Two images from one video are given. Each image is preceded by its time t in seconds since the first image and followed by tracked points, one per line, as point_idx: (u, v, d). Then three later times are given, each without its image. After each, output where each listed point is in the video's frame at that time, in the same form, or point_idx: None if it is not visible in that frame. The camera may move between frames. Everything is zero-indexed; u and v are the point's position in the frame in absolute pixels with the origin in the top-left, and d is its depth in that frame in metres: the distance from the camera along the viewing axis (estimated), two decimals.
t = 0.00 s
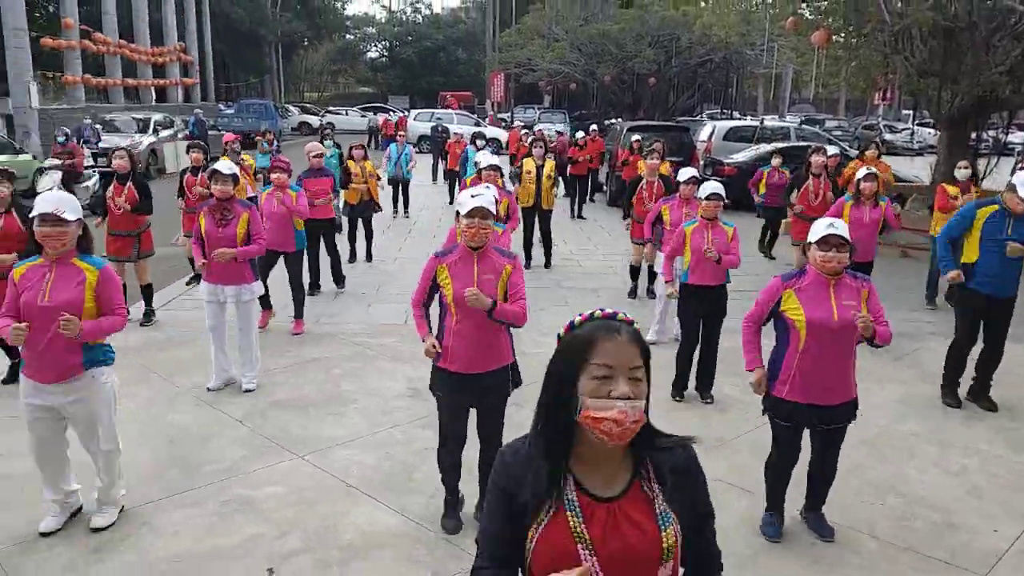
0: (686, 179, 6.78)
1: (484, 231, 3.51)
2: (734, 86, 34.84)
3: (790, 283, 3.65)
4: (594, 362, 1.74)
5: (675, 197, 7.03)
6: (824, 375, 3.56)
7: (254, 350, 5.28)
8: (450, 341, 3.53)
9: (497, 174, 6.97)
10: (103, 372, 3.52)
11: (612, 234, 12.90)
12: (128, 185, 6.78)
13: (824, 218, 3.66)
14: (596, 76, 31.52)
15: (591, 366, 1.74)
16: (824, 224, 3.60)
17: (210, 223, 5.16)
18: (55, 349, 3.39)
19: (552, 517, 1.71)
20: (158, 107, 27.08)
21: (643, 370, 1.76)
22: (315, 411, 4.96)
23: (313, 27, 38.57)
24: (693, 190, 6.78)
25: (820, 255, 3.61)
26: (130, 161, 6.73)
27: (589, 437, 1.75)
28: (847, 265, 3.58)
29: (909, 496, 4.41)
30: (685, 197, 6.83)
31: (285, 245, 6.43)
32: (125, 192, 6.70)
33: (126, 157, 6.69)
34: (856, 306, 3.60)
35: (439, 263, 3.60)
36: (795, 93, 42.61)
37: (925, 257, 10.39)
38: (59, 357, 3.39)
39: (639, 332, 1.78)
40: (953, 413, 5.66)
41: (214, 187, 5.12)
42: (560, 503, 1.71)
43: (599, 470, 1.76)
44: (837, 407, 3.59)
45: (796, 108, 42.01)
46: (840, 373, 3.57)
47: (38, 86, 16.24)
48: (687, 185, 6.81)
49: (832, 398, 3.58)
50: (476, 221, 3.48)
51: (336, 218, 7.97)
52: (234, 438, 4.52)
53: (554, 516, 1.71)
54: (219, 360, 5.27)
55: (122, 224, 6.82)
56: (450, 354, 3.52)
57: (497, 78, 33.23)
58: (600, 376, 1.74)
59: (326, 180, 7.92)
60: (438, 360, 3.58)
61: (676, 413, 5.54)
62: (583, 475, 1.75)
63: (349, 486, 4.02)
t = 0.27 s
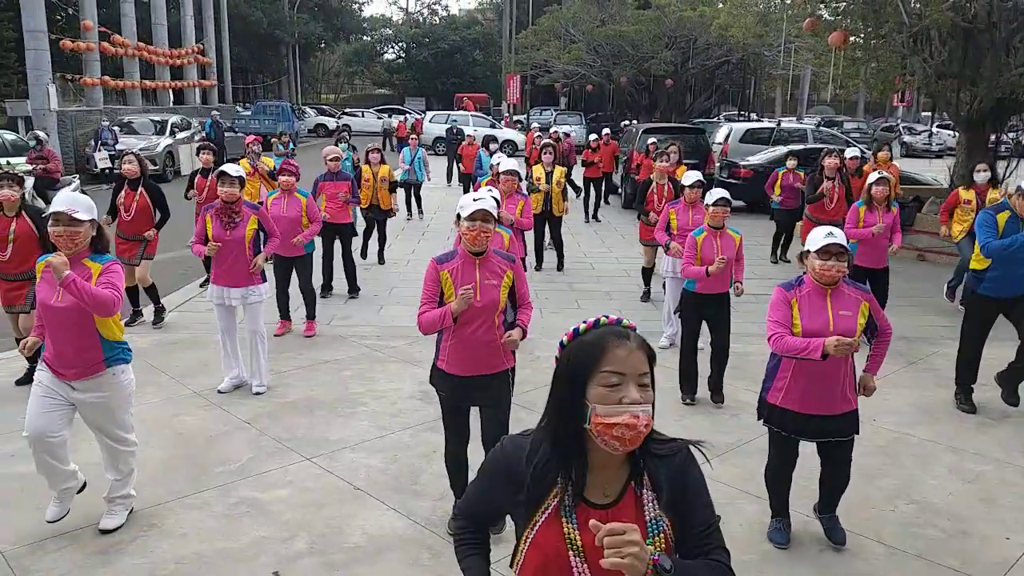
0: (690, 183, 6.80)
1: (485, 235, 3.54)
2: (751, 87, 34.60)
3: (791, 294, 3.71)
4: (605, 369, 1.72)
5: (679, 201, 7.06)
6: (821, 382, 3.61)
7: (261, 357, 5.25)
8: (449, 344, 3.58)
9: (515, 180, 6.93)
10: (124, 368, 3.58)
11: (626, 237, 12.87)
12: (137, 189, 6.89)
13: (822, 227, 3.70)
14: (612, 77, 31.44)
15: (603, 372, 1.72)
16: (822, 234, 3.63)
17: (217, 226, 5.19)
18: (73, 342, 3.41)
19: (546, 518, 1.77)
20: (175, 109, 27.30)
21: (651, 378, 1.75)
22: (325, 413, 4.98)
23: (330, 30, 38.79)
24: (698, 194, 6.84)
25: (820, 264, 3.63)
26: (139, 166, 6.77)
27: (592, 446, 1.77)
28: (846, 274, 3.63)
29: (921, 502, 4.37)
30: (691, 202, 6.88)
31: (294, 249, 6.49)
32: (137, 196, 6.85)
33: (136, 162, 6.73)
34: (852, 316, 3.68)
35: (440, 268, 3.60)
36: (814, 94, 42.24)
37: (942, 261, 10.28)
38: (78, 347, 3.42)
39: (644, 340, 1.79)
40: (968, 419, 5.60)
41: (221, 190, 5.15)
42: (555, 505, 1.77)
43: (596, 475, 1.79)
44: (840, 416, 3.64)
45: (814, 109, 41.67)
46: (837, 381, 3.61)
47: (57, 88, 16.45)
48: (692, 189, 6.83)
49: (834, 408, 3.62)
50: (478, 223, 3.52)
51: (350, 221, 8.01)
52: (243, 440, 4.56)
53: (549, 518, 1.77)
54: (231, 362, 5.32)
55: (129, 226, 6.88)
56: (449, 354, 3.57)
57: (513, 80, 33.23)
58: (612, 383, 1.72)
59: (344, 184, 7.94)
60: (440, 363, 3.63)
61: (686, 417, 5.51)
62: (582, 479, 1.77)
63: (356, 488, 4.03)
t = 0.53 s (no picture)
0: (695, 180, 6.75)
1: (484, 230, 3.60)
2: (764, 86, 34.42)
3: (793, 290, 3.63)
4: (560, 359, 1.76)
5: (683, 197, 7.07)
6: (824, 384, 3.57)
7: (268, 351, 5.29)
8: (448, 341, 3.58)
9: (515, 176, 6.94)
10: (111, 365, 3.60)
11: (635, 236, 12.84)
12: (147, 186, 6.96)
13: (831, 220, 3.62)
14: (624, 77, 31.37)
15: (556, 363, 1.76)
16: (832, 227, 3.56)
17: (222, 224, 5.27)
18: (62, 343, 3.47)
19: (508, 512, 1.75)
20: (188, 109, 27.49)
21: (605, 367, 1.79)
22: (327, 410, 5.01)
23: (342, 30, 38.93)
24: (703, 190, 6.80)
25: (828, 259, 3.54)
26: (147, 162, 6.85)
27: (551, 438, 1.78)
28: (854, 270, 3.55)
29: (924, 500, 4.33)
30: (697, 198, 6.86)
31: (299, 245, 6.51)
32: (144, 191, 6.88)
33: (143, 157, 6.81)
34: (859, 314, 3.57)
35: (440, 263, 3.60)
36: (827, 94, 41.96)
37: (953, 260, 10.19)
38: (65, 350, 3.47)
39: (601, 329, 1.82)
40: (975, 418, 5.55)
41: (226, 187, 5.22)
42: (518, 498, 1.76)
43: (556, 468, 1.81)
44: (842, 415, 3.58)
45: (828, 109, 41.40)
46: (842, 380, 3.56)
47: (69, 88, 16.61)
48: (698, 186, 6.78)
49: (841, 403, 3.56)
50: (477, 219, 3.59)
51: (359, 218, 8.05)
52: (244, 436, 4.59)
53: (509, 513, 1.75)
54: (233, 359, 5.36)
55: (144, 224, 6.96)
56: (448, 354, 3.58)
57: (525, 79, 33.23)
58: (565, 374, 1.76)
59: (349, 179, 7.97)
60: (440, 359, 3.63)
61: (688, 416, 5.50)
62: (540, 474, 1.79)
63: (355, 485, 4.05)
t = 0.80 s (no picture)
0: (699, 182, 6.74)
1: (477, 233, 3.59)
2: (768, 88, 34.37)
3: (783, 293, 3.63)
4: (531, 363, 1.78)
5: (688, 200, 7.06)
6: (814, 386, 3.56)
7: (263, 356, 5.32)
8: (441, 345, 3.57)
9: (503, 178, 7.02)
10: (102, 363, 3.65)
11: (636, 238, 12.85)
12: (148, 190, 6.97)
13: (823, 225, 3.67)
14: (628, 78, 31.35)
15: (528, 367, 1.78)
16: (823, 231, 3.60)
17: (216, 227, 5.33)
18: (55, 345, 3.54)
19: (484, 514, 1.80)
20: (192, 111, 27.59)
21: (580, 372, 1.79)
22: (321, 413, 5.03)
23: (346, 31, 39.00)
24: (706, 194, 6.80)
25: (819, 261, 3.58)
26: (148, 166, 6.83)
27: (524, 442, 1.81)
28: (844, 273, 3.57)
29: (915, 504, 4.33)
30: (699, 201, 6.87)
31: (301, 247, 6.56)
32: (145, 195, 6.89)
33: (144, 162, 6.78)
34: (849, 311, 3.59)
35: (432, 267, 3.66)
36: (832, 95, 41.89)
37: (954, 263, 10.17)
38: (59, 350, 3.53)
39: (579, 333, 1.82)
40: (970, 422, 5.54)
41: (222, 191, 5.24)
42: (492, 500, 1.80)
43: (531, 472, 1.83)
44: (832, 418, 3.58)
45: (833, 110, 41.32)
46: (833, 383, 3.56)
47: (71, 90, 16.69)
48: (702, 188, 6.78)
49: (830, 407, 3.58)
50: (469, 222, 3.60)
51: (355, 220, 8.09)
52: (238, 440, 4.61)
53: (485, 516, 1.80)
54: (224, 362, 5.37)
55: (144, 227, 7.00)
56: (440, 358, 3.56)
57: (528, 81, 33.25)
58: (537, 378, 1.78)
59: (344, 182, 8.04)
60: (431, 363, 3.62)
61: (683, 419, 5.51)
62: (515, 479, 1.82)
63: (347, 489, 4.07)
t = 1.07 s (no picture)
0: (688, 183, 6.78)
1: (448, 238, 3.65)
2: (766, 87, 34.38)
3: (745, 299, 3.78)
4: (491, 363, 1.86)
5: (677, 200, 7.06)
6: (772, 392, 3.63)
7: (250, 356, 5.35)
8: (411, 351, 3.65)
9: (494, 180, 7.02)
10: (94, 369, 3.65)
11: (630, 238, 12.87)
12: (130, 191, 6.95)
13: (790, 233, 3.73)
14: (626, 78, 31.36)
15: (488, 366, 1.86)
16: (787, 240, 3.67)
17: (197, 229, 5.35)
18: (44, 347, 3.52)
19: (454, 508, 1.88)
20: (188, 111, 27.60)
21: (540, 370, 1.86)
22: (308, 414, 5.06)
23: (344, 31, 39.00)
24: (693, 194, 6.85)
25: (783, 270, 3.66)
26: (134, 167, 6.87)
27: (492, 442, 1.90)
28: (808, 282, 3.65)
29: (897, 503, 4.36)
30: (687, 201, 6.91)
31: (284, 250, 6.56)
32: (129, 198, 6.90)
33: (129, 163, 6.84)
34: (811, 322, 3.70)
35: (405, 270, 3.73)
36: (831, 94, 41.89)
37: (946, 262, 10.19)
38: (51, 357, 3.53)
39: (540, 332, 1.89)
40: (956, 421, 5.57)
41: (204, 192, 5.27)
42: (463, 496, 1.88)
43: (499, 467, 1.92)
44: (791, 427, 3.65)
45: (831, 110, 41.35)
46: (793, 391, 3.63)
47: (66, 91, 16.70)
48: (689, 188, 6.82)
49: (792, 416, 3.64)
50: (441, 226, 3.65)
51: (345, 219, 8.08)
52: (222, 441, 4.64)
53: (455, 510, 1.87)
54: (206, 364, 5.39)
55: (125, 229, 7.03)
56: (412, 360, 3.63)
57: (526, 80, 33.25)
58: (496, 377, 1.86)
59: (337, 181, 8.03)
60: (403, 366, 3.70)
61: (669, 419, 5.53)
62: (483, 474, 1.90)
63: (330, 490, 4.10)
